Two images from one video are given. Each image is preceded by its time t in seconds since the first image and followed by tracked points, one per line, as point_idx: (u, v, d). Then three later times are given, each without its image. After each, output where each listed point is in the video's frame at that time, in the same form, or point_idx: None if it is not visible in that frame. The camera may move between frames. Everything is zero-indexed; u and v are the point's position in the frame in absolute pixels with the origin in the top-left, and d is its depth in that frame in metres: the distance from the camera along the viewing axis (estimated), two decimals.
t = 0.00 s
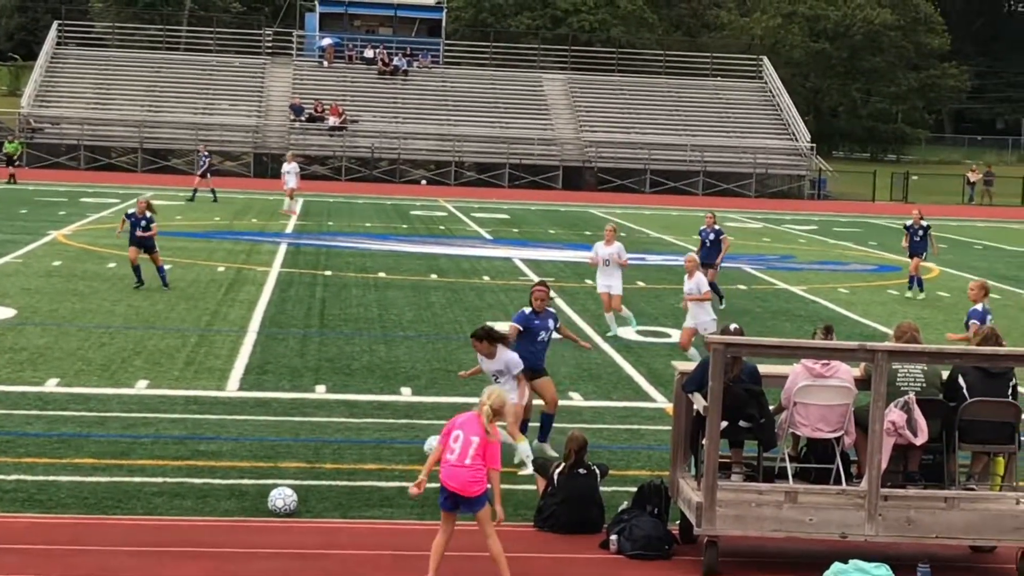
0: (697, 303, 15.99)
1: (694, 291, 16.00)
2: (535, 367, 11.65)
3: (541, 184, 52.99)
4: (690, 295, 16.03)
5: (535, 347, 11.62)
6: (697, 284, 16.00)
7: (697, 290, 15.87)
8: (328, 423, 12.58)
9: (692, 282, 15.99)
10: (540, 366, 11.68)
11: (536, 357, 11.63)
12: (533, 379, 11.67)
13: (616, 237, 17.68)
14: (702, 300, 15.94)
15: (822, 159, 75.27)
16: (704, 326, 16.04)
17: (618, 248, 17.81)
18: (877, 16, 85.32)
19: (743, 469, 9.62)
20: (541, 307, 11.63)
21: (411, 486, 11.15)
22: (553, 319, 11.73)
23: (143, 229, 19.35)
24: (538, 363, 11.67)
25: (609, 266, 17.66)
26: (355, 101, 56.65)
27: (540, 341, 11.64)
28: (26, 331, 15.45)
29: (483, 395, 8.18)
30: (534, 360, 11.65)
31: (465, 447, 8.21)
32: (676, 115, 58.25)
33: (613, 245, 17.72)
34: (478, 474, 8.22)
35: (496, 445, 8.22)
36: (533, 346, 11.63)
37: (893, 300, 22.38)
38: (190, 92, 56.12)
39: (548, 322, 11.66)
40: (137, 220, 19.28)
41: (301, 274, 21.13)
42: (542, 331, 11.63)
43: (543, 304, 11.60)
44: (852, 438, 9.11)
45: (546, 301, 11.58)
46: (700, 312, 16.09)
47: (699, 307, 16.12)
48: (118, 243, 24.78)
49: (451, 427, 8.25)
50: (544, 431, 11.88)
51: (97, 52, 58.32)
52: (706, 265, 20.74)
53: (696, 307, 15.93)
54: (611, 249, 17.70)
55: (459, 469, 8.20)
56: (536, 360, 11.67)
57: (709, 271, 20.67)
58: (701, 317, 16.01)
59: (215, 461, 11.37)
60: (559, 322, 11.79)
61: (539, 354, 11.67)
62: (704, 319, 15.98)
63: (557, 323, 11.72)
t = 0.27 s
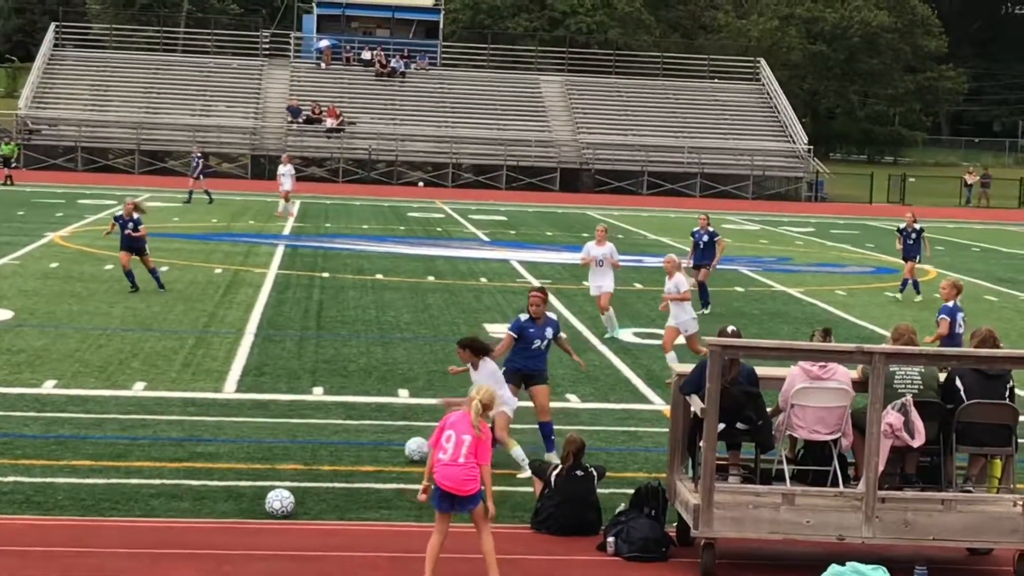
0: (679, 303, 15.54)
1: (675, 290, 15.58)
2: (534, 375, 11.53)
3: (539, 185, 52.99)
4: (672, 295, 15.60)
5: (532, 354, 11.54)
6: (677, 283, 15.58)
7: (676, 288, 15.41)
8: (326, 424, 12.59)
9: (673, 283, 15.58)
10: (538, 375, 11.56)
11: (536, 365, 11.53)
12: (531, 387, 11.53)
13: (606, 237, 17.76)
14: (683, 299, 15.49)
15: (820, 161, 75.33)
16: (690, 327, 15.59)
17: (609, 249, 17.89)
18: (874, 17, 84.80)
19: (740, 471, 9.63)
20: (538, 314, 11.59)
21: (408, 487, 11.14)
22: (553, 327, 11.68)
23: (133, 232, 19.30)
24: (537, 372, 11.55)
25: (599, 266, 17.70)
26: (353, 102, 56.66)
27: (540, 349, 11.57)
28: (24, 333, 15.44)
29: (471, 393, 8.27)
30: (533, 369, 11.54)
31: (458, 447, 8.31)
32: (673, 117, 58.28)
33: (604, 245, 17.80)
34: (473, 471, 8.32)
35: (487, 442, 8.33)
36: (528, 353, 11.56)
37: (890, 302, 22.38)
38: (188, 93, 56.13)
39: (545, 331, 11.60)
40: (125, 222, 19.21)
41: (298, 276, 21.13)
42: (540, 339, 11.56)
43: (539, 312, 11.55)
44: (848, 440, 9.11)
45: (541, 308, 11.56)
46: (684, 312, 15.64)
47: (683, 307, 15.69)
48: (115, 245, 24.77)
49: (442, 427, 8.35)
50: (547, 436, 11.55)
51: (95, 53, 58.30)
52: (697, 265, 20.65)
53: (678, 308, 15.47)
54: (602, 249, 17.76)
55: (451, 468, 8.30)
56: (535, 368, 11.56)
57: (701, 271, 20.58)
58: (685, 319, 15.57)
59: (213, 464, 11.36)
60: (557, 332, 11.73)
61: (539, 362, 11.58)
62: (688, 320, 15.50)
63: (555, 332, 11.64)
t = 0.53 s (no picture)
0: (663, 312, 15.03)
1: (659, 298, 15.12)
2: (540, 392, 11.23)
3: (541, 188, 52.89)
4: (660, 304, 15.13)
5: (535, 372, 11.21)
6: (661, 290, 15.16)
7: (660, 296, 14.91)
8: (327, 426, 12.60)
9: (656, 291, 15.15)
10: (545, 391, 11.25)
11: (540, 382, 11.22)
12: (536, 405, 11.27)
13: (601, 237, 17.85)
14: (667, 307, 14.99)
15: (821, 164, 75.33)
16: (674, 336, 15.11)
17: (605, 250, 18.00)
18: (877, 21, 84.93)
19: (742, 473, 9.63)
20: (537, 331, 11.19)
21: (410, 490, 11.14)
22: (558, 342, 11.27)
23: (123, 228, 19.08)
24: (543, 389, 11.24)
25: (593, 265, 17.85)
26: (355, 105, 56.67)
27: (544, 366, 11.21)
28: (26, 335, 15.44)
29: (466, 393, 8.31)
30: (539, 387, 11.22)
31: (455, 447, 8.35)
32: (675, 120, 58.28)
33: (598, 245, 17.91)
34: (471, 472, 8.35)
35: (484, 440, 8.35)
36: (529, 369, 11.23)
37: (893, 305, 22.37)
38: (191, 96, 56.14)
39: (549, 346, 11.21)
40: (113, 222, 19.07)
41: (300, 279, 21.13)
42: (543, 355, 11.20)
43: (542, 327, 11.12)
44: (851, 443, 9.10)
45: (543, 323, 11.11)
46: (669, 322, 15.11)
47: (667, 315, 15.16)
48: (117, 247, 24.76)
49: (439, 428, 8.38)
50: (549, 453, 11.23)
51: (98, 56, 58.32)
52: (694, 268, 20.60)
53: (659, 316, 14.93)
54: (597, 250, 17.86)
55: (450, 468, 8.33)
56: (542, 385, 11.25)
57: (698, 273, 20.39)
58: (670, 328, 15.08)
59: (216, 465, 11.36)
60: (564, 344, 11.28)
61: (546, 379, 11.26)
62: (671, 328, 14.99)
63: (560, 349, 11.21)
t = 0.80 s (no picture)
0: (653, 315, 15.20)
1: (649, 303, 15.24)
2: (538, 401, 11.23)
3: (548, 190, 53.04)
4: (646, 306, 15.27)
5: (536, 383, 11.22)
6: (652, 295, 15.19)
7: (650, 301, 15.04)
8: (333, 428, 12.63)
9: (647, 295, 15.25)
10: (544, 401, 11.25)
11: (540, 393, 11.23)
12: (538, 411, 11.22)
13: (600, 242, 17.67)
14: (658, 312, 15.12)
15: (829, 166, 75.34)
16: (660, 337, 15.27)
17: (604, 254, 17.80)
18: (883, 23, 85.06)
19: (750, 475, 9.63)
20: (535, 344, 11.06)
21: (417, 492, 11.15)
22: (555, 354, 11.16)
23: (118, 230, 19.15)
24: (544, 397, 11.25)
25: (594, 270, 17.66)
26: (362, 107, 56.71)
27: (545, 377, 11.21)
28: (33, 338, 15.46)
29: (471, 394, 8.34)
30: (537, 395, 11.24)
31: (459, 447, 8.32)
32: (682, 122, 58.26)
33: (598, 251, 17.66)
34: (476, 472, 8.36)
35: (490, 441, 8.37)
36: (529, 383, 11.27)
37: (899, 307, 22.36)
38: (198, 98, 56.23)
39: (550, 358, 11.15)
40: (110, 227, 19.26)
41: (307, 280, 21.14)
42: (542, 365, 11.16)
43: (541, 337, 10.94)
44: (858, 445, 9.10)
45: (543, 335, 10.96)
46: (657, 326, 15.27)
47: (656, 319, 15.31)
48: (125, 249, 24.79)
49: (444, 429, 8.40)
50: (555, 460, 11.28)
51: (106, 57, 58.40)
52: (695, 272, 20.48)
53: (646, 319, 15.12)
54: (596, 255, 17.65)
55: (455, 469, 8.34)
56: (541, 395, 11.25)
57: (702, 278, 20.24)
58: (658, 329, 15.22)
59: (223, 467, 11.38)
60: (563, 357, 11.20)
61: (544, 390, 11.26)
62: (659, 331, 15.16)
63: (558, 361, 11.09)
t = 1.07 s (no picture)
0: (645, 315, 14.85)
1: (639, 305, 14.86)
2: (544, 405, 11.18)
3: (561, 192, 53.08)
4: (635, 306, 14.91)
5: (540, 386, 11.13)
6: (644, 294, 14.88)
7: (641, 301, 14.70)
8: (345, 429, 12.64)
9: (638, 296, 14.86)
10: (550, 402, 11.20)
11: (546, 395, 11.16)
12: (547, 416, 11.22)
13: (605, 247, 17.52)
14: (649, 312, 14.78)
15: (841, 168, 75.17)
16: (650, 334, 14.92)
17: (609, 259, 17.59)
18: (897, 24, 84.43)
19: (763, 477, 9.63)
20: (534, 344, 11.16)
21: (430, 494, 11.16)
22: (552, 352, 11.18)
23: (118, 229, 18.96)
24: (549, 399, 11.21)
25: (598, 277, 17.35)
26: (376, 109, 56.76)
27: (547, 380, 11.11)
28: (48, 339, 15.52)
29: (483, 394, 8.40)
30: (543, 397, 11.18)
31: (473, 448, 8.35)
32: (696, 124, 58.21)
33: (602, 257, 17.37)
34: (491, 473, 8.38)
35: (506, 441, 8.39)
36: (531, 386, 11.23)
37: (913, 309, 22.30)
38: (212, 100, 56.33)
39: (544, 358, 11.13)
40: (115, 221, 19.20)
41: (321, 282, 21.17)
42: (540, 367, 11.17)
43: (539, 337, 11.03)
44: (872, 447, 9.09)
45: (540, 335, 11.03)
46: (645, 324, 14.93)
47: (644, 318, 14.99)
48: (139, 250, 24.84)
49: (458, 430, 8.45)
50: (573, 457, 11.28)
51: (120, 60, 58.54)
52: (706, 273, 20.47)
53: (637, 319, 14.81)
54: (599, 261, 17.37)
55: (468, 470, 8.37)
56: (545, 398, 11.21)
57: (710, 279, 20.20)
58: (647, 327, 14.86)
59: (237, 469, 11.40)
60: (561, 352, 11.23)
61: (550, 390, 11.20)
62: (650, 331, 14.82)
63: (553, 361, 11.11)
